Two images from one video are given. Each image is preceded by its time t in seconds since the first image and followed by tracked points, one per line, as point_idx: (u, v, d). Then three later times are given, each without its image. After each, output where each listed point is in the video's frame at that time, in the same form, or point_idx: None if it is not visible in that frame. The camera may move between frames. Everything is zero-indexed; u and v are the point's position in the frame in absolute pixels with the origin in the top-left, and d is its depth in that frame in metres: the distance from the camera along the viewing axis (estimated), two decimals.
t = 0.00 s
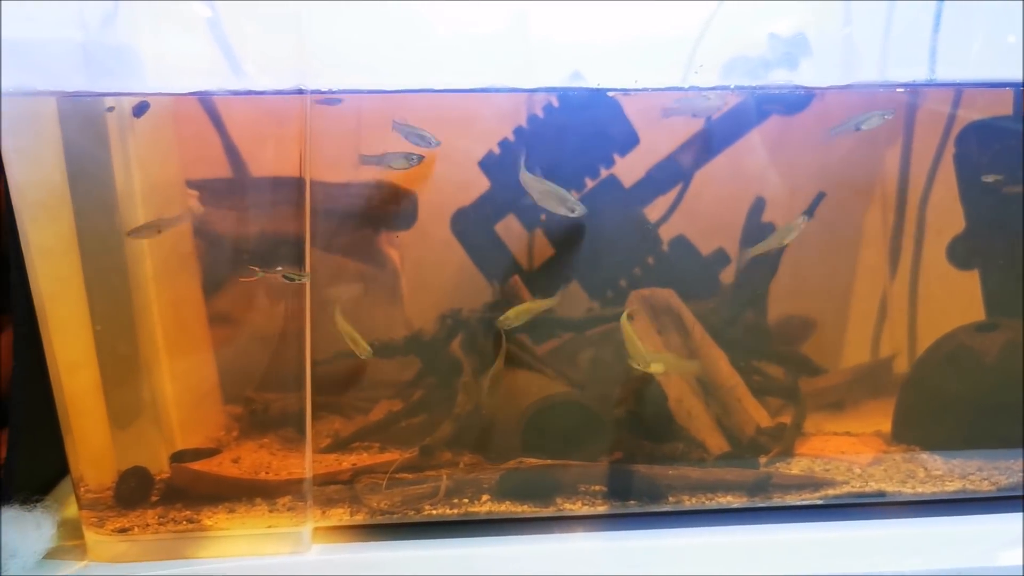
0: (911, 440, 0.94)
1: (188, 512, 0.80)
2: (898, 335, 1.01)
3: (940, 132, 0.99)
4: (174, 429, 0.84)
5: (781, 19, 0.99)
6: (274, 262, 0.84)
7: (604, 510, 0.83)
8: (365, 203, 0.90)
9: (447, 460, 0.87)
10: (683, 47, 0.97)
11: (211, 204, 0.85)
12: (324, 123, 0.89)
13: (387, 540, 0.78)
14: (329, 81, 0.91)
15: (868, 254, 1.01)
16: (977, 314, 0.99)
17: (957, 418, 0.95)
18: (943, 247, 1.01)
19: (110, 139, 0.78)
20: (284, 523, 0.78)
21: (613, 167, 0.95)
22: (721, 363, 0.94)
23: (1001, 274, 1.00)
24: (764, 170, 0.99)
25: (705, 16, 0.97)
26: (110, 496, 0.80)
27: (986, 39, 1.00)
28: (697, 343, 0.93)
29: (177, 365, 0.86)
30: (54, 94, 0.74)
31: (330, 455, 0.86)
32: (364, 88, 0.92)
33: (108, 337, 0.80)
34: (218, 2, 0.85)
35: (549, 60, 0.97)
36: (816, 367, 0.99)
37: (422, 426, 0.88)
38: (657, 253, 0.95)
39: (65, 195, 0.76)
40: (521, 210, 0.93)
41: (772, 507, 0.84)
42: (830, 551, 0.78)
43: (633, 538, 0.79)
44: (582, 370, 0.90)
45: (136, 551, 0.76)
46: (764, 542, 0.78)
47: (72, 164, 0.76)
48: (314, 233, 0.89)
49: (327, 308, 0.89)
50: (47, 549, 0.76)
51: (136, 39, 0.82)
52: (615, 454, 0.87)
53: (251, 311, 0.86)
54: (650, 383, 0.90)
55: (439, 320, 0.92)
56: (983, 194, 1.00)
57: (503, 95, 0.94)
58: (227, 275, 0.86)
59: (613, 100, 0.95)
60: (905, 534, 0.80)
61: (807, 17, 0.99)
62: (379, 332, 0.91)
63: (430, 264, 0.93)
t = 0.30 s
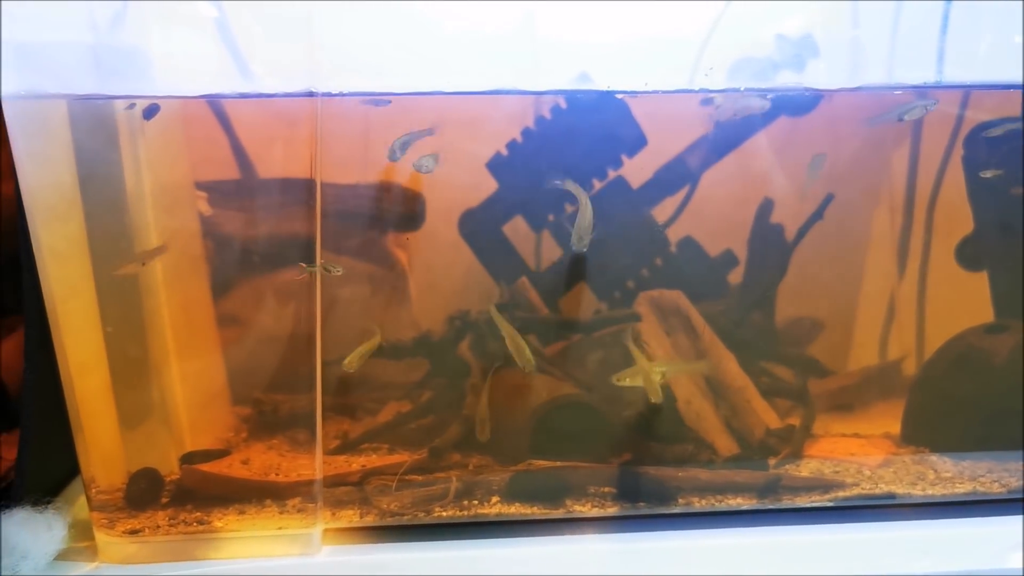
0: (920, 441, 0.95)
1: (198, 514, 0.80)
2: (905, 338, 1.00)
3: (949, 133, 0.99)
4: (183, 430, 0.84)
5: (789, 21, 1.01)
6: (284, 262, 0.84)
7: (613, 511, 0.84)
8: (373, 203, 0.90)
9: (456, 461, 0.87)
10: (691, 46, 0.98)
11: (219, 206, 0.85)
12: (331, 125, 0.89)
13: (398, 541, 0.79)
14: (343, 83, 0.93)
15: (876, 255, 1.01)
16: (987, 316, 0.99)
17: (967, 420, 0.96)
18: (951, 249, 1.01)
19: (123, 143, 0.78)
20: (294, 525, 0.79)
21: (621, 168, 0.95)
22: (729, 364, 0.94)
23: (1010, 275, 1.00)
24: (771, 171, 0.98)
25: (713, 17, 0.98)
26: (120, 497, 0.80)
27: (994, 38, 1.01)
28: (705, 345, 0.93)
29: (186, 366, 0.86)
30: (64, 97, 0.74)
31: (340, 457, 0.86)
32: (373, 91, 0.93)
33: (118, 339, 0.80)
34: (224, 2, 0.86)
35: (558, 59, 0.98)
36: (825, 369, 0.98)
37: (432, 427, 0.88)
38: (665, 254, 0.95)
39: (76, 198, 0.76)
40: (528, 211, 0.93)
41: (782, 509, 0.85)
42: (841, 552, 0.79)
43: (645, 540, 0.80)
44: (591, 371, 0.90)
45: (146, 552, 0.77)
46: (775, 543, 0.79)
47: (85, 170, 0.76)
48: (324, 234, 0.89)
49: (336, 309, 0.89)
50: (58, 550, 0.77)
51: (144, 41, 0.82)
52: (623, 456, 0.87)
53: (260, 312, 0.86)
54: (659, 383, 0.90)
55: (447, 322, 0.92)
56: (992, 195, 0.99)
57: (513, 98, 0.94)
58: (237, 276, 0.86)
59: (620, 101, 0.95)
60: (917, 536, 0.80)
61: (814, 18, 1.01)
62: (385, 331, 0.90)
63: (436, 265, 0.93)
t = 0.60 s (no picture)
0: (922, 441, 0.94)
1: (201, 514, 0.80)
2: (907, 341, 1.01)
3: (949, 134, 0.98)
4: (186, 430, 0.84)
5: (791, 21, 1.01)
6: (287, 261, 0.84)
7: (615, 511, 0.84)
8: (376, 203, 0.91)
9: (458, 461, 0.87)
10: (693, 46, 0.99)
11: (223, 206, 0.85)
12: (334, 124, 0.89)
13: (399, 542, 0.79)
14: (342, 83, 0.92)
15: (879, 251, 1.02)
16: (988, 316, 0.98)
17: (967, 422, 0.95)
18: (954, 250, 1.01)
19: (126, 145, 0.78)
20: (296, 525, 0.79)
21: (623, 168, 0.96)
22: (731, 364, 0.94)
23: (1013, 273, 0.99)
24: (772, 170, 0.98)
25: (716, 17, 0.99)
26: (123, 497, 0.80)
27: (994, 38, 1.00)
28: (707, 344, 0.94)
29: (189, 366, 0.86)
30: (69, 97, 0.74)
31: (342, 456, 0.86)
32: (377, 91, 0.92)
33: (121, 339, 0.80)
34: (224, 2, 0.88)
35: (560, 60, 0.98)
36: (826, 368, 0.99)
37: (434, 427, 0.88)
38: (666, 253, 0.95)
39: (78, 198, 0.76)
40: (529, 211, 0.94)
41: (783, 509, 0.85)
42: (844, 551, 0.79)
43: (645, 539, 0.80)
44: (592, 370, 0.90)
45: (150, 551, 0.77)
46: (778, 541, 0.79)
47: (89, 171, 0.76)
48: (325, 235, 0.89)
49: (337, 310, 0.88)
50: (61, 550, 0.77)
51: (145, 42, 0.83)
52: (626, 455, 0.87)
53: (262, 312, 0.86)
54: (660, 384, 0.90)
55: (448, 322, 0.92)
56: (993, 195, 0.99)
57: (516, 98, 0.94)
58: (239, 276, 0.86)
59: (621, 101, 0.95)
60: (919, 536, 0.80)
61: (814, 18, 1.01)
62: (389, 331, 0.90)
63: (437, 266, 0.92)
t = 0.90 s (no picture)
0: (928, 439, 0.94)
1: (207, 511, 0.80)
2: (911, 341, 1.01)
3: (954, 132, 1.00)
4: (193, 427, 0.85)
5: (794, 20, 0.96)
6: (292, 258, 0.85)
7: (621, 509, 0.83)
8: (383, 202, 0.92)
9: (463, 459, 0.87)
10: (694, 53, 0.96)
11: (226, 205, 0.86)
12: (344, 124, 0.91)
13: (406, 539, 0.78)
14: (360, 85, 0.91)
15: (884, 252, 1.02)
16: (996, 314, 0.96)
17: (973, 418, 0.94)
18: (957, 249, 1.00)
19: (132, 139, 0.79)
20: (303, 522, 0.79)
21: (626, 168, 0.97)
22: (736, 362, 0.95)
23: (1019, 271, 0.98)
24: (775, 170, 1.00)
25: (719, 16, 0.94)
26: (130, 494, 0.80)
27: (999, 39, 0.97)
28: (712, 345, 0.94)
29: (195, 365, 0.87)
30: (76, 96, 0.74)
31: (349, 454, 0.87)
32: (383, 88, 0.92)
33: (130, 337, 0.80)
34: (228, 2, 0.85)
35: (564, 62, 0.95)
36: (831, 367, 1.00)
37: (439, 425, 0.88)
38: (670, 252, 0.96)
39: (86, 195, 0.76)
40: (534, 210, 0.95)
41: (788, 507, 0.84)
42: (852, 548, 0.79)
43: (651, 537, 0.79)
44: (597, 370, 0.91)
45: (156, 549, 0.77)
46: (783, 539, 0.79)
47: (98, 170, 0.77)
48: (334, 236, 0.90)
49: (345, 309, 0.90)
50: (70, 546, 0.78)
51: (151, 42, 0.80)
52: (631, 453, 0.87)
53: (267, 311, 0.87)
54: (664, 384, 0.90)
55: (454, 320, 0.92)
56: (996, 194, 0.98)
57: (522, 97, 0.95)
58: (241, 276, 0.87)
59: (626, 99, 0.96)
60: (924, 535, 0.80)
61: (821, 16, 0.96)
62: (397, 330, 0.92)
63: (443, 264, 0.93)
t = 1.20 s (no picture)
0: (928, 439, 0.94)
1: (206, 510, 0.80)
2: (911, 337, 1.01)
3: (954, 130, 1.00)
4: (193, 428, 0.84)
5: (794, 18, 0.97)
6: (293, 258, 0.85)
7: (621, 508, 0.85)
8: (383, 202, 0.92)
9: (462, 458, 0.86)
10: (696, 51, 0.96)
11: (226, 204, 0.86)
12: (340, 121, 0.89)
13: (404, 539, 0.80)
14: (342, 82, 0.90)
15: (886, 246, 1.04)
16: (994, 314, 0.98)
17: (973, 419, 0.95)
18: (959, 246, 1.01)
19: (131, 137, 0.79)
20: (300, 521, 0.80)
21: (626, 167, 0.96)
22: (740, 363, 0.92)
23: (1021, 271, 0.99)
24: (775, 169, 0.99)
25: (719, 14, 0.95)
26: (128, 494, 0.80)
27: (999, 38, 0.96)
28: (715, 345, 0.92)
29: (194, 367, 0.86)
30: (74, 93, 0.74)
31: (348, 453, 0.86)
32: (382, 87, 0.92)
33: (129, 335, 0.80)
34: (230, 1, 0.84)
35: (564, 60, 0.95)
36: (832, 366, 0.99)
37: (439, 425, 0.88)
38: (671, 252, 0.95)
39: (85, 194, 0.76)
40: (535, 209, 0.95)
41: (789, 506, 0.85)
42: (852, 548, 0.79)
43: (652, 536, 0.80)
44: (598, 369, 0.90)
45: (155, 547, 0.78)
46: (785, 539, 0.79)
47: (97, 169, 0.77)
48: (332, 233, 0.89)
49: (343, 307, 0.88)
50: (67, 546, 0.77)
51: (151, 39, 0.79)
52: (631, 452, 0.87)
53: (266, 309, 0.87)
54: (664, 383, 0.90)
55: (453, 320, 0.90)
56: (998, 193, 0.99)
57: (523, 95, 0.94)
58: (240, 275, 0.87)
59: (627, 97, 0.95)
60: (926, 534, 0.80)
61: (821, 16, 0.97)
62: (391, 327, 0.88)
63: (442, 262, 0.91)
